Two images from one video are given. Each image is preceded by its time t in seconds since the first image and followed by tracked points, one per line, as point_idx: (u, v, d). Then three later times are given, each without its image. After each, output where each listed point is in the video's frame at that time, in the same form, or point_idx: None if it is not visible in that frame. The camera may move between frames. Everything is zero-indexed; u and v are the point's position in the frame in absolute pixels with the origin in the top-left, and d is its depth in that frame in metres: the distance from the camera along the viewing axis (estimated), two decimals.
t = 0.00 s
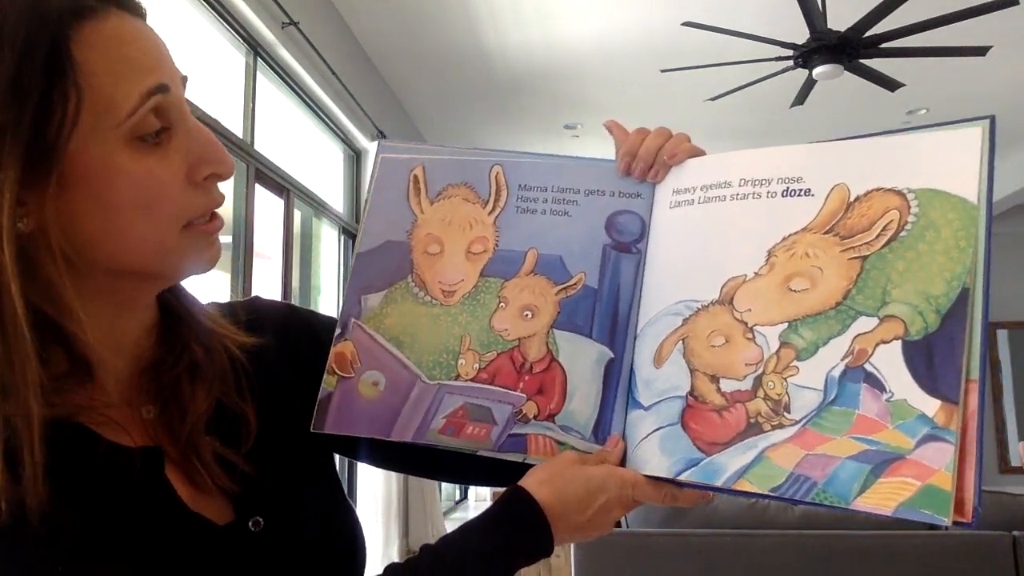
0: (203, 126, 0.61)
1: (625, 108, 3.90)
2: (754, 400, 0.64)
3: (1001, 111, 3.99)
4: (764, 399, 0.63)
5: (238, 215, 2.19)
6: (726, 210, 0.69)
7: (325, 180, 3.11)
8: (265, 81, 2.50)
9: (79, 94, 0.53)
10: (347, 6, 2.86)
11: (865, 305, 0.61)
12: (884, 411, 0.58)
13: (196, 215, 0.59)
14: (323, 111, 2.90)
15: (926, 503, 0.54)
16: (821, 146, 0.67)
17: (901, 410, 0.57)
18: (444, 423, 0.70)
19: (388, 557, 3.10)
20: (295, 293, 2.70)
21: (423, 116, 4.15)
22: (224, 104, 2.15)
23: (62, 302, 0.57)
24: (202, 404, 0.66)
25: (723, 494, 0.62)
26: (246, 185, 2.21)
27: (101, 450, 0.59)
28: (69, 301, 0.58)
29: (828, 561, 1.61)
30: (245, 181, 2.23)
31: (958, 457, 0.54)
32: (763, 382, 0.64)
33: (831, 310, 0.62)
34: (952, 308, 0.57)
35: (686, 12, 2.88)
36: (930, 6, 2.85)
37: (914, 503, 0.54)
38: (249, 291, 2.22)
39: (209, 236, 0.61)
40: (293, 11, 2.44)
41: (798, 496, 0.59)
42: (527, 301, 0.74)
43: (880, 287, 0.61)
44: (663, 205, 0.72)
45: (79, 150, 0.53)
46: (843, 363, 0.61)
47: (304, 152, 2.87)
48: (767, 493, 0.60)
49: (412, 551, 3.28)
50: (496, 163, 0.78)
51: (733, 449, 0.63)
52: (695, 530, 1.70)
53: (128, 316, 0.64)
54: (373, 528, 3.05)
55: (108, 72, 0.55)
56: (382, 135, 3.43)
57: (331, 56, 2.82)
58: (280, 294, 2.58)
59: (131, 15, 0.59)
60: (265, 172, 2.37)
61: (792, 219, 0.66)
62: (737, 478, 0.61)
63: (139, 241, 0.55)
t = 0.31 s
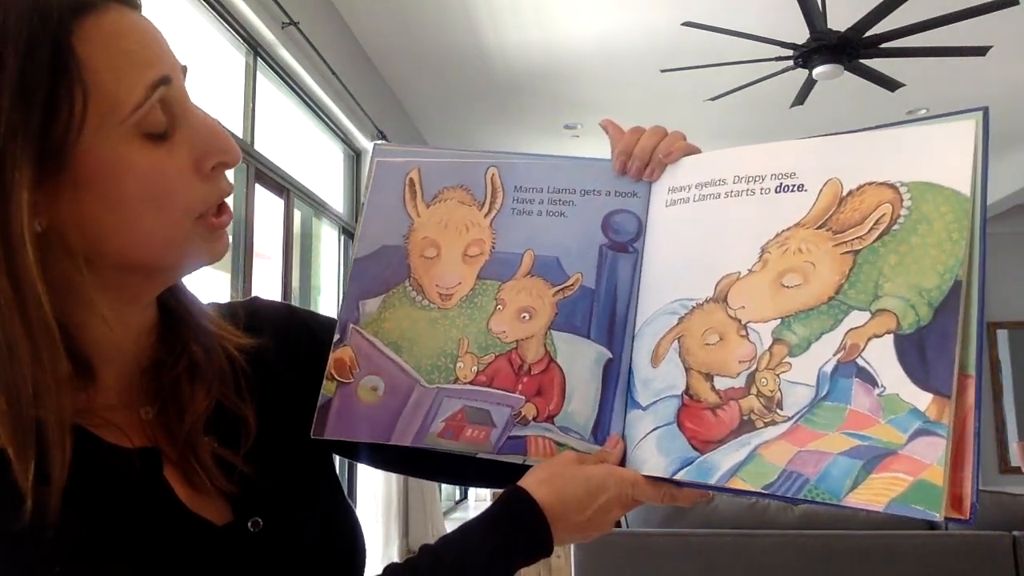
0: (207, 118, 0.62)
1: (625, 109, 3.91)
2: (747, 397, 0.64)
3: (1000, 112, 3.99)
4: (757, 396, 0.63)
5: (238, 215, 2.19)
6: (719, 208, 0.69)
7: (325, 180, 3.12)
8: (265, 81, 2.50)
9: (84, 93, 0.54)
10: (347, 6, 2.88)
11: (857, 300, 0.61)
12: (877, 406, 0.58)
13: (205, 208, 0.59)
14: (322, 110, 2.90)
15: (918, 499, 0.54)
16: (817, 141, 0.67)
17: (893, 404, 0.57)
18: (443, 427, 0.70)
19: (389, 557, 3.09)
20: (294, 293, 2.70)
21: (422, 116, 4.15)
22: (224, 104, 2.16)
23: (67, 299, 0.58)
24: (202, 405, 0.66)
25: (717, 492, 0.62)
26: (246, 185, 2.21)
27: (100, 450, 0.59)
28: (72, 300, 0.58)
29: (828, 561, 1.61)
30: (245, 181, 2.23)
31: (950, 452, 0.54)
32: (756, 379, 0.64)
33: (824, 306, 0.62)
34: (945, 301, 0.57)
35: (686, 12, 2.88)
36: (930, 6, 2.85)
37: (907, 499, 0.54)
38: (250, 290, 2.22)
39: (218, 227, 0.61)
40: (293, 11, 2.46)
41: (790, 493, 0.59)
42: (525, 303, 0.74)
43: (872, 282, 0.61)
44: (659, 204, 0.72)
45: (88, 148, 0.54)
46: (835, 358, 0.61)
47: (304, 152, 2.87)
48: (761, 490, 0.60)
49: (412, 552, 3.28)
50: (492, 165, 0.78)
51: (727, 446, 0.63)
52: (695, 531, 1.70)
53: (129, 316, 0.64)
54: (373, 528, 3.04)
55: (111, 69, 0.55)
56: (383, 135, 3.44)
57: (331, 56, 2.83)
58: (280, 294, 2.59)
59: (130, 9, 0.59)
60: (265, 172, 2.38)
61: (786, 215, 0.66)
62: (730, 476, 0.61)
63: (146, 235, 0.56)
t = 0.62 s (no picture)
0: (212, 117, 0.62)
1: (625, 109, 3.91)
2: (753, 397, 0.64)
3: (1001, 112, 3.99)
4: (763, 396, 0.63)
5: (238, 215, 2.19)
6: (722, 208, 0.69)
7: (325, 180, 3.11)
8: (265, 81, 2.50)
9: (91, 93, 0.54)
10: (347, 6, 2.87)
11: (863, 300, 0.61)
12: (884, 406, 0.58)
13: (208, 207, 0.59)
14: (322, 110, 2.89)
15: (926, 498, 0.54)
16: (820, 142, 0.67)
17: (901, 405, 0.57)
18: (444, 425, 0.69)
19: (389, 557, 3.08)
20: (294, 293, 2.70)
21: (423, 116, 4.15)
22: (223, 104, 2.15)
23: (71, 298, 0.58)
24: (203, 405, 0.66)
25: (722, 492, 0.62)
26: (246, 186, 2.21)
27: (99, 450, 0.59)
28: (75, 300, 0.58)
29: (828, 561, 1.61)
30: (245, 181, 2.23)
31: (959, 451, 0.54)
32: (761, 379, 0.64)
33: (829, 307, 0.62)
34: (951, 303, 0.56)
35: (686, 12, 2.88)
36: (931, 6, 2.85)
37: (916, 499, 0.54)
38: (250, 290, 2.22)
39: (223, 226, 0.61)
40: (293, 11, 2.45)
41: (798, 493, 0.58)
42: (527, 302, 0.74)
43: (877, 283, 0.61)
44: (661, 204, 0.72)
45: (94, 147, 0.54)
46: (842, 359, 0.61)
47: (304, 151, 2.87)
48: (767, 490, 0.59)
49: (412, 552, 3.28)
50: (494, 165, 0.78)
51: (733, 447, 0.63)
52: (695, 531, 1.70)
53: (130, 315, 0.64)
54: (373, 529, 3.03)
55: (116, 68, 0.55)
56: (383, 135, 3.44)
57: (331, 56, 2.83)
58: (280, 294, 2.59)
59: (134, 8, 0.59)
60: (265, 172, 2.38)
61: (790, 216, 0.66)
62: (737, 476, 0.61)
63: (150, 234, 0.55)
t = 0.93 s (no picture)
0: (213, 120, 0.62)
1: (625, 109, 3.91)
2: (754, 401, 0.64)
3: (1001, 112, 3.99)
4: (764, 399, 0.63)
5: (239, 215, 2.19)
6: (724, 213, 0.69)
7: (325, 181, 3.11)
8: (265, 82, 2.50)
9: (93, 95, 0.54)
10: (347, 6, 2.88)
11: (865, 305, 0.61)
12: (885, 411, 0.58)
13: (208, 210, 0.59)
14: (322, 111, 2.89)
15: (926, 503, 0.53)
16: (820, 147, 0.67)
17: (901, 409, 0.57)
18: (446, 428, 0.69)
19: (389, 557, 3.03)
20: (294, 293, 2.70)
21: (423, 117, 4.16)
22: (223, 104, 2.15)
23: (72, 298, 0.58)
24: (204, 404, 0.67)
25: (722, 496, 0.62)
26: (246, 185, 2.21)
27: (100, 450, 0.59)
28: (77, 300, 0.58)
29: (829, 561, 1.61)
30: (245, 181, 2.23)
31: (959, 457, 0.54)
32: (762, 383, 0.64)
33: (830, 311, 0.63)
34: (952, 308, 0.57)
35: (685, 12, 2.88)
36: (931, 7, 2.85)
37: (915, 503, 0.54)
38: (250, 290, 2.22)
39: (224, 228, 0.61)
40: (292, 12, 2.46)
41: (798, 497, 0.58)
42: (529, 305, 0.74)
43: (878, 288, 0.61)
44: (662, 209, 0.73)
45: (95, 148, 0.54)
46: (843, 364, 0.61)
47: (304, 152, 2.87)
48: (767, 494, 0.59)
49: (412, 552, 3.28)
50: (496, 168, 0.78)
51: (733, 451, 0.63)
52: (695, 531, 1.70)
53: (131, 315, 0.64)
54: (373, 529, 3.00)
55: (120, 69, 0.55)
56: (383, 135, 3.44)
57: (331, 56, 2.83)
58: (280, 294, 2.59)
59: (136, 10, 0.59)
60: (265, 172, 2.38)
61: (792, 221, 0.66)
62: (737, 479, 0.61)
63: (152, 234, 0.56)
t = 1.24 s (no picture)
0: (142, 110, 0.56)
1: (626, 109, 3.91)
2: (759, 399, 0.63)
3: (1001, 112, 3.99)
4: (769, 398, 0.63)
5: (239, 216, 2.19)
6: (723, 212, 0.69)
7: (325, 181, 3.11)
8: (265, 82, 2.50)
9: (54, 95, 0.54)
10: (347, 6, 2.87)
11: (867, 301, 0.61)
12: (891, 406, 0.58)
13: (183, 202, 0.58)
14: (322, 111, 2.89)
15: (936, 497, 0.53)
16: (821, 144, 0.67)
17: (907, 404, 0.57)
18: (447, 432, 0.69)
19: (388, 557, 3.02)
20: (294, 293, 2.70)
21: (423, 117, 4.15)
22: (224, 104, 2.15)
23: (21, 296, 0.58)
24: (207, 435, 0.65)
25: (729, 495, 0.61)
26: (246, 185, 2.21)
27: (104, 446, 0.58)
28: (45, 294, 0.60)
29: (830, 562, 1.61)
30: (245, 181, 2.23)
31: (967, 450, 0.53)
32: (767, 381, 0.64)
33: (833, 308, 0.62)
34: (955, 301, 0.56)
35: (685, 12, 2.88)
36: (932, 6, 2.85)
37: (925, 497, 0.53)
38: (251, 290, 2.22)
39: (154, 232, 0.55)
40: (292, 11, 2.46)
41: (806, 495, 0.58)
42: (529, 306, 0.74)
43: (881, 284, 0.61)
44: (661, 209, 0.73)
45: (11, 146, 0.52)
46: (847, 360, 0.61)
47: (304, 152, 2.86)
48: (775, 493, 0.59)
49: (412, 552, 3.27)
50: (492, 168, 0.78)
51: (739, 450, 0.62)
52: (695, 531, 1.70)
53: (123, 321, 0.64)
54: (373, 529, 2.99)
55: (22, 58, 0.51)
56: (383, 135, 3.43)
57: (331, 56, 2.83)
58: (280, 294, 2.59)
59: None
60: (265, 172, 2.38)
61: (793, 219, 0.66)
62: (744, 479, 0.61)
63: (66, 239, 0.53)
